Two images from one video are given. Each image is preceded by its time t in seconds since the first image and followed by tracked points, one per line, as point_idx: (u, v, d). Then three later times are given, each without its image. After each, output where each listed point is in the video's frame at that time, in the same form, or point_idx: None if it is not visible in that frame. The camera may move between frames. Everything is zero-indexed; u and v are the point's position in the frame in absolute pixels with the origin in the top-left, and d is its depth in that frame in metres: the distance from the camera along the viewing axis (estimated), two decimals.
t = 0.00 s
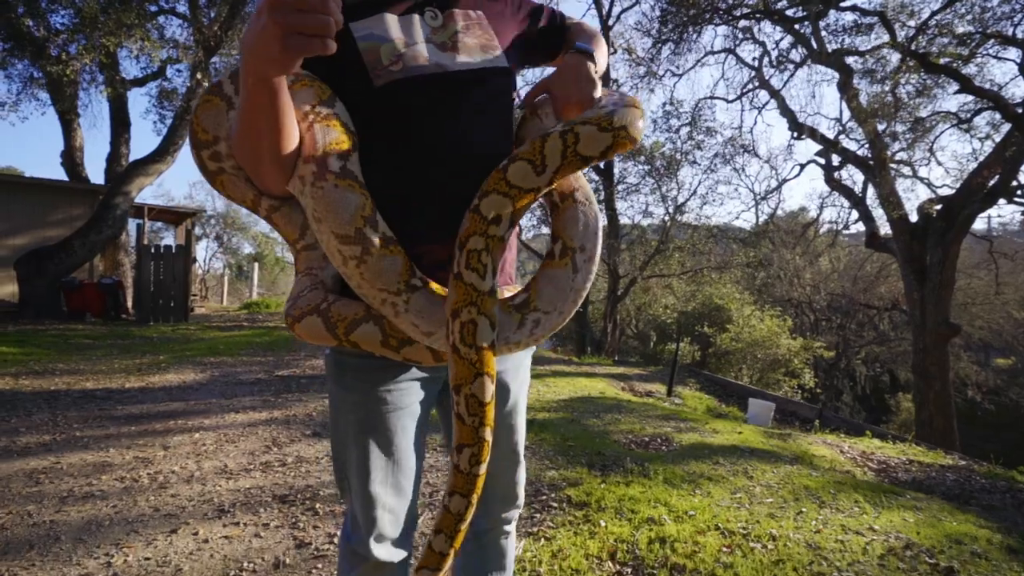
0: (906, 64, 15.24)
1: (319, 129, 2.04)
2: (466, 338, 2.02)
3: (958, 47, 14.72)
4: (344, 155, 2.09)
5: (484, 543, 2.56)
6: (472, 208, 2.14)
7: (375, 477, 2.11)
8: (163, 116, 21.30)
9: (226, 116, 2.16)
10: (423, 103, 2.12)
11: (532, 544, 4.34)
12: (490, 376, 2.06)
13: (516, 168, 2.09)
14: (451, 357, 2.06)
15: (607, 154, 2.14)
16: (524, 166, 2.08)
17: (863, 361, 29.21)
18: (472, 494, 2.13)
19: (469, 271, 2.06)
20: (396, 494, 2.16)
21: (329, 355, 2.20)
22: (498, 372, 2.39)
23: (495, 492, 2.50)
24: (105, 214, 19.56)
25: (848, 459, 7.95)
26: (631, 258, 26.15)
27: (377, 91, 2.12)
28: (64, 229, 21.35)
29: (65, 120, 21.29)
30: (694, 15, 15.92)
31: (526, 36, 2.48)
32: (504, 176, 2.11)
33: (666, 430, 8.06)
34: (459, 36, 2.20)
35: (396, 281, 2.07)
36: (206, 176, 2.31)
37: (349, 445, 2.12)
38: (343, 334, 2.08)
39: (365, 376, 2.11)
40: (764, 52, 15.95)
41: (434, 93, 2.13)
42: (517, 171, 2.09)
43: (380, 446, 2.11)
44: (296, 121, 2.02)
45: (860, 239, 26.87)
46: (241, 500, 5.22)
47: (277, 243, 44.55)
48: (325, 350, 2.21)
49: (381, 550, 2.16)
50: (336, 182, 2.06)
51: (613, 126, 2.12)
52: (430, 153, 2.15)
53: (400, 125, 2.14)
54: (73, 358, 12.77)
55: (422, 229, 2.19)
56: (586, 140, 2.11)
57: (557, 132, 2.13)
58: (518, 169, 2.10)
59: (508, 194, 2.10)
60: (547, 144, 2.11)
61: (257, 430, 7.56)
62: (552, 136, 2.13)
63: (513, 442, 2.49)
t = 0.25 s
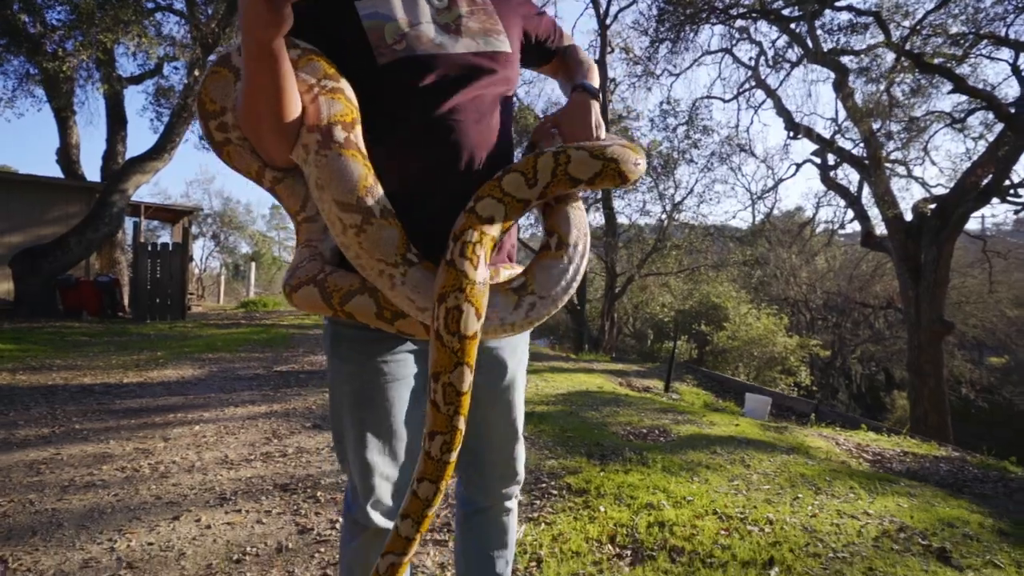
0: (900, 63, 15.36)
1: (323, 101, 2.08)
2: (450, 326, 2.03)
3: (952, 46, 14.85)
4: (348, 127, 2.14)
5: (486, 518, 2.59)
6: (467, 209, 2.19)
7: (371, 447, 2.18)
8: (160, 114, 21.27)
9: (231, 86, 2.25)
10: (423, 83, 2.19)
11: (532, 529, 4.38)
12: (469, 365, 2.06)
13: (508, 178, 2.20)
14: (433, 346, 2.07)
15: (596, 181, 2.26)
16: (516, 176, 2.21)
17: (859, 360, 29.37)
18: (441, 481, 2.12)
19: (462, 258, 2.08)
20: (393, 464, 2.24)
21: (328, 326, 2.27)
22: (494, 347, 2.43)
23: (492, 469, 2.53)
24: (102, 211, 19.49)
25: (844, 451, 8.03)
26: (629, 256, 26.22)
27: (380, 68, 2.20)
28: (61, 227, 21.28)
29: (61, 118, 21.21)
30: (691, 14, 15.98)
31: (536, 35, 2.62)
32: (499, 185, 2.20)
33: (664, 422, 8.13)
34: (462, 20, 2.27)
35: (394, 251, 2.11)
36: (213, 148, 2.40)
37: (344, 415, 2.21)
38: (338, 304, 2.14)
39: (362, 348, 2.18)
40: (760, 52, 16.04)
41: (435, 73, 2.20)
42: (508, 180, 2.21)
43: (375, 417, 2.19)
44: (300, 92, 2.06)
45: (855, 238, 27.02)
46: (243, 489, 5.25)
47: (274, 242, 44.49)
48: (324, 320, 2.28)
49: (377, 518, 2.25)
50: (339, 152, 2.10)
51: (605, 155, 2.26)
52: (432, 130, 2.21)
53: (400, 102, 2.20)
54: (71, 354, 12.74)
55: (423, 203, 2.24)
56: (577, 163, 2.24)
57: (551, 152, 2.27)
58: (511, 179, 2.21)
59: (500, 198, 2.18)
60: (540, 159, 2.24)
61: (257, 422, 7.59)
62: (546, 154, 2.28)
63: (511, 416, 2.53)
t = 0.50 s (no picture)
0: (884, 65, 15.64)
1: (323, 79, 2.14)
2: (438, 332, 2.12)
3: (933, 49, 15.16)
4: (346, 106, 2.20)
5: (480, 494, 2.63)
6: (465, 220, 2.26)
7: (362, 419, 2.23)
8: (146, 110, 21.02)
9: (235, 61, 2.34)
10: (416, 66, 2.24)
11: (523, 514, 4.45)
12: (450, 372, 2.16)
13: (504, 203, 2.33)
14: (418, 348, 2.15)
15: (576, 216, 2.50)
16: (508, 199, 2.35)
17: (844, 358, 29.83)
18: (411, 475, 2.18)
19: (460, 263, 2.14)
20: (385, 438, 2.27)
21: (319, 301, 2.33)
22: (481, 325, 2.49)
23: (484, 446, 2.59)
24: (86, 208, 19.19)
25: (828, 441, 8.21)
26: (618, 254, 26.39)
27: (377, 49, 2.26)
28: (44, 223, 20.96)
29: (43, 113, 20.87)
30: (680, 14, 16.13)
31: (525, 45, 2.83)
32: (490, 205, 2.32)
33: (653, 414, 8.26)
34: (460, 9, 2.35)
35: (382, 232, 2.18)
36: (217, 122, 2.49)
37: (335, 389, 2.26)
38: (325, 276, 2.21)
39: (353, 322, 2.23)
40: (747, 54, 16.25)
41: (428, 57, 2.26)
42: (501, 203, 2.33)
43: (366, 390, 2.23)
44: (300, 70, 2.12)
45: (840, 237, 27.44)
46: (235, 479, 5.26)
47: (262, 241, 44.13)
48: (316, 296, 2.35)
49: (370, 491, 2.30)
50: (337, 127, 2.16)
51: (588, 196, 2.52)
52: (425, 112, 2.26)
53: (393, 82, 2.26)
54: (55, 351, 12.56)
55: (414, 182, 2.30)
56: (561, 196, 2.49)
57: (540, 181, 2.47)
58: (506, 204, 2.35)
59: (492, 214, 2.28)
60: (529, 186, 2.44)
61: (247, 416, 7.58)
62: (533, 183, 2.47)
63: (502, 391, 2.59)
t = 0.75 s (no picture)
0: (861, 68, 16.02)
1: (321, 68, 2.18)
2: (450, 360, 2.20)
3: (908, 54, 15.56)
4: (342, 95, 2.22)
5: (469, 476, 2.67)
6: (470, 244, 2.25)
7: (350, 398, 2.27)
8: (125, 105, 20.61)
9: (234, 41, 2.38)
10: (409, 58, 2.30)
11: (511, 502, 4.51)
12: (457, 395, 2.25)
13: (508, 233, 2.36)
14: (427, 372, 2.25)
15: (563, 240, 2.61)
16: (509, 224, 2.38)
17: (823, 355, 30.43)
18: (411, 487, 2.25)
19: (474, 293, 2.18)
20: (373, 417, 2.31)
21: (306, 281, 2.37)
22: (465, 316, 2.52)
23: (473, 431, 2.63)
24: (62, 205, 18.75)
25: (807, 433, 8.42)
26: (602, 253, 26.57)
27: (372, 38, 2.31)
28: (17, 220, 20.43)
29: (17, 107, 20.34)
30: (664, 15, 16.31)
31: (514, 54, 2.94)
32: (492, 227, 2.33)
33: (637, 408, 8.38)
34: (455, 5, 2.43)
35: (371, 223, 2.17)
36: (211, 99, 2.53)
37: (323, 368, 2.29)
38: (311, 253, 2.24)
39: (343, 302, 2.28)
40: (729, 56, 16.50)
41: (422, 50, 2.31)
42: (504, 230, 2.36)
43: (355, 369, 2.28)
44: (299, 57, 2.16)
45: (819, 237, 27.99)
46: (221, 472, 5.24)
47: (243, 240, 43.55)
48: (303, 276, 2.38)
49: (355, 472, 2.33)
50: (331, 118, 2.18)
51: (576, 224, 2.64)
52: (417, 104, 2.32)
53: (386, 72, 2.31)
54: (30, 350, 12.29)
55: (401, 170, 2.34)
56: (550, 219, 2.57)
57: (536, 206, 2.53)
58: (509, 232, 2.38)
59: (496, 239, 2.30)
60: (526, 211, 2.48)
61: (232, 411, 7.53)
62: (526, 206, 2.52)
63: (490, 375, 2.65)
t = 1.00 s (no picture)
0: (841, 71, 16.33)
1: (318, 67, 2.21)
2: (453, 379, 2.31)
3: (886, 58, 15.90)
4: (337, 93, 2.24)
5: (461, 464, 2.68)
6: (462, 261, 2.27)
7: (340, 386, 2.28)
8: (103, 100, 20.21)
9: (231, 27, 2.39)
10: (400, 53, 2.32)
11: (499, 495, 4.54)
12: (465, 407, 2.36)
13: (498, 243, 2.33)
14: (435, 393, 2.35)
15: (549, 248, 2.56)
16: (498, 235, 2.35)
17: (804, 354, 30.94)
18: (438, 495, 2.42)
19: (469, 318, 2.25)
20: (364, 405, 2.33)
21: (295, 266, 2.37)
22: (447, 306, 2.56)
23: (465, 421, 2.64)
24: (38, 202, 18.33)
25: (789, 427, 8.59)
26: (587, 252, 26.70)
27: (366, 30, 2.32)
28: None
29: None
30: (649, 16, 16.44)
31: (505, 55, 2.97)
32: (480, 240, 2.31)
33: (623, 404, 8.47)
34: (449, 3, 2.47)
35: (365, 223, 2.19)
36: (203, 81, 2.53)
37: (314, 355, 2.30)
38: (301, 238, 2.26)
39: (333, 290, 2.30)
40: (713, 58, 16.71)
41: (414, 46, 2.34)
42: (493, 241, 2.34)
43: (345, 356, 2.30)
44: (298, 54, 2.20)
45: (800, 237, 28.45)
46: (207, 468, 5.21)
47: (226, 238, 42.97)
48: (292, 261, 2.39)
49: (345, 461, 2.34)
50: (328, 119, 2.21)
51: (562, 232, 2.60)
52: (409, 99, 2.34)
53: (378, 65, 2.33)
54: (5, 349, 12.01)
55: (390, 165, 2.36)
56: (539, 227, 2.52)
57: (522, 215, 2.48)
58: (498, 242, 2.36)
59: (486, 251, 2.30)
60: (513, 221, 2.44)
61: (216, 409, 7.46)
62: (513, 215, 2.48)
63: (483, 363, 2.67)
